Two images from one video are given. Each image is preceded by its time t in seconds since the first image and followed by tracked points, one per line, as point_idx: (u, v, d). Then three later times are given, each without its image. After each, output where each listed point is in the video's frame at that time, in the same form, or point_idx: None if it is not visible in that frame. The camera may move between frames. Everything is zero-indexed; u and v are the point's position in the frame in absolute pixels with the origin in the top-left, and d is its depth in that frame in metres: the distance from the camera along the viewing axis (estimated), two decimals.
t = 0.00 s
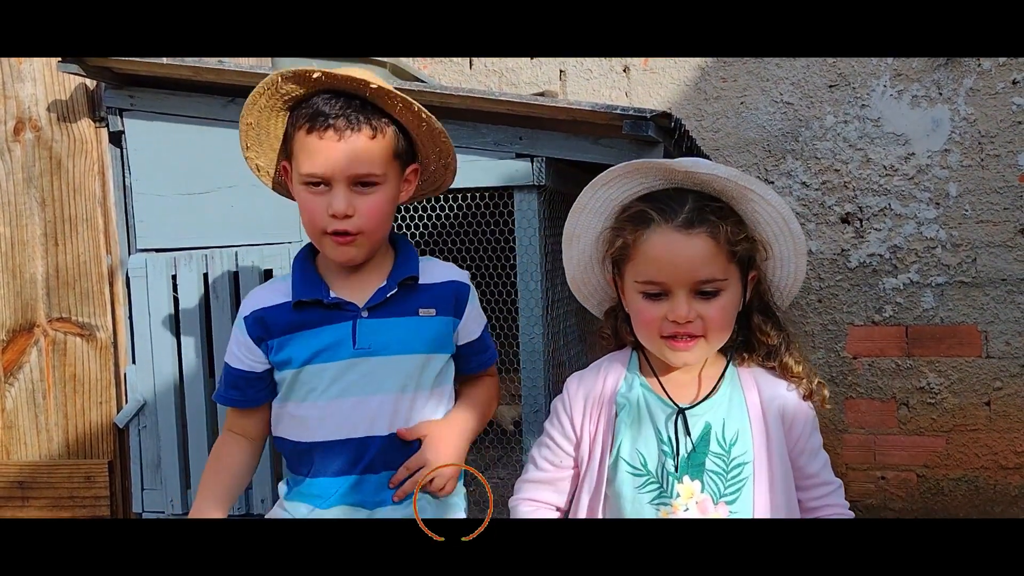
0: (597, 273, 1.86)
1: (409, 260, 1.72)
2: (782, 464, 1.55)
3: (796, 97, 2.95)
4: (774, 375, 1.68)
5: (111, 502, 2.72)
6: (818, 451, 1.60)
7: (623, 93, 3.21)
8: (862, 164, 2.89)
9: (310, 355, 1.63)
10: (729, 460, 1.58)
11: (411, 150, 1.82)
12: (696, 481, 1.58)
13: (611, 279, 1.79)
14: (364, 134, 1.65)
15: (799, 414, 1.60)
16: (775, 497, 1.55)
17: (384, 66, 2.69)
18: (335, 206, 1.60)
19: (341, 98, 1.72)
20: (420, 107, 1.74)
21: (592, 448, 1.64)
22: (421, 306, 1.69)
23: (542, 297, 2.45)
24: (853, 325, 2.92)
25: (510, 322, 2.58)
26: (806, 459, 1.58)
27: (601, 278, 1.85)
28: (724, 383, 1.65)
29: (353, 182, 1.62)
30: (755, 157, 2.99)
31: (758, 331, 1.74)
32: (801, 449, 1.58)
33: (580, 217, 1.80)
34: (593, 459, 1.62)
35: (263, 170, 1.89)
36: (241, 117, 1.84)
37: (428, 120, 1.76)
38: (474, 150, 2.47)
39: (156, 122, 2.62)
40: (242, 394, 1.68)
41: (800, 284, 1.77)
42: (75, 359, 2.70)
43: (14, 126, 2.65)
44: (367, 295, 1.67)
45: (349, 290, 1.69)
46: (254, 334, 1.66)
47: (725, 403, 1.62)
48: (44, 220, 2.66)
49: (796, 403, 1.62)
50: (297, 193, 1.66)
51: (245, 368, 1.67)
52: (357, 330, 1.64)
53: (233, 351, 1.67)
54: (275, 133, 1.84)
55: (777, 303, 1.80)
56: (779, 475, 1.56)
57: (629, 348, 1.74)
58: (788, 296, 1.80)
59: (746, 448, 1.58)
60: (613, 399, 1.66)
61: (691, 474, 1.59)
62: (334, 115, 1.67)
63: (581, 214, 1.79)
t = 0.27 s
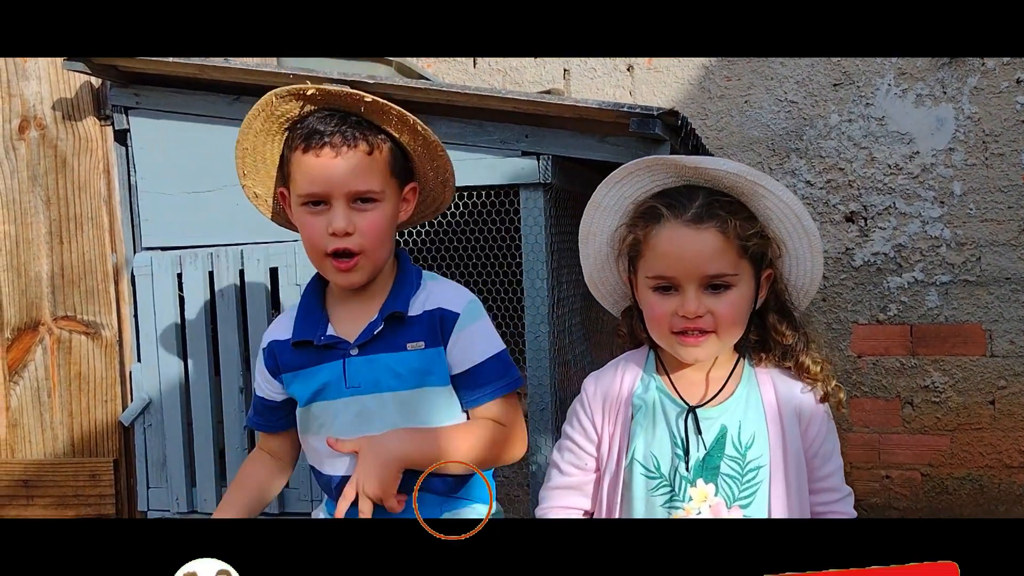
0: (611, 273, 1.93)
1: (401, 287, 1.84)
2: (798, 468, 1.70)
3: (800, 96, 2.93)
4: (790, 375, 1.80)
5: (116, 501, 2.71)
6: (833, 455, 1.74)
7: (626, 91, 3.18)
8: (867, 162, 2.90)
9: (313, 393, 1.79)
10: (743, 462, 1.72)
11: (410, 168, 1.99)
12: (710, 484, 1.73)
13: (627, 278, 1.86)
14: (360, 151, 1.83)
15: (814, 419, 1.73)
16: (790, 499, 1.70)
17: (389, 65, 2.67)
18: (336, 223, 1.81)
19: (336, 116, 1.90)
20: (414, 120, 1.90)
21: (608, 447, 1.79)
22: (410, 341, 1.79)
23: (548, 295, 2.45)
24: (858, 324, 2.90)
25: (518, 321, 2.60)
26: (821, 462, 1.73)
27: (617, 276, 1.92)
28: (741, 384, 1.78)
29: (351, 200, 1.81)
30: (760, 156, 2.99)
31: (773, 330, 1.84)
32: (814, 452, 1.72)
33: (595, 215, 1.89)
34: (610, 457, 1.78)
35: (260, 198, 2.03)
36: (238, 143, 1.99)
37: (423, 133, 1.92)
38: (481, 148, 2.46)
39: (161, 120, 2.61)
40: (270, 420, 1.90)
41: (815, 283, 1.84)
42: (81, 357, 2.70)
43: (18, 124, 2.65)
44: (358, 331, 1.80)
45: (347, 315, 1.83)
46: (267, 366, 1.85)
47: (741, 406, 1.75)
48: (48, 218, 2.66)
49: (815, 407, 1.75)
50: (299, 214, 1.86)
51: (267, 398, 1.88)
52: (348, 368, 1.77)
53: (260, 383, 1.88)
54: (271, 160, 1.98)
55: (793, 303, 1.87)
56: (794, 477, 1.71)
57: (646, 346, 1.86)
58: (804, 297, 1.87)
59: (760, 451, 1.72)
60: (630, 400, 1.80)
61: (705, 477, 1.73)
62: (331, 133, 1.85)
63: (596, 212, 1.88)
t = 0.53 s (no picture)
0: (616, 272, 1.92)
1: (378, 287, 1.86)
2: (802, 469, 1.70)
3: (803, 94, 2.93)
4: (796, 375, 1.80)
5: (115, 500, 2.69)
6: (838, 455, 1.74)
7: (629, 89, 3.20)
8: (871, 161, 2.88)
9: (305, 390, 1.88)
10: (748, 469, 1.74)
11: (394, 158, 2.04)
12: (715, 490, 1.76)
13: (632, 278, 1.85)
14: (339, 146, 1.87)
15: (820, 419, 1.73)
16: (793, 500, 1.70)
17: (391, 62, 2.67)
18: (317, 222, 1.86)
19: (315, 111, 1.94)
20: (395, 113, 1.94)
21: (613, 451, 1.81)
22: (381, 338, 1.82)
23: (549, 294, 2.44)
24: (861, 324, 2.88)
25: (517, 317, 2.60)
26: (825, 463, 1.73)
27: (621, 276, 1.92)
28: (746, 387, 1.78)
29: (331, 199, 1.86)
30: (762, 155, 2.98)
31: (779, 330, 1.85)
32: (820, 454, 1.72)
33: (599, 217, 1.88)
34: (615, 461, 1.79)
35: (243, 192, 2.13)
36: (217, 139, 2.06)
37: (404, 125, 1.96)
38: (482, 145, 2.45)
39: (161, 117, 2.60)
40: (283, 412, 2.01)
41: (820, 282, 1.84)
42: (79, 355, 2.68)
43: (17, 120, 2.65)
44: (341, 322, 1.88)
45: (334, 310, 1.92)
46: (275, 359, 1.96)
47: (746, 410, 1.76)
48: (48, 216, 2.65)
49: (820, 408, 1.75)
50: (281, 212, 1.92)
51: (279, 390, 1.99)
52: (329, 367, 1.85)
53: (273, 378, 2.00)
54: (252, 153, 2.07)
55: (799, 301, 1.87)
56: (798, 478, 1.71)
57: (651, 347, 1.86)
58: (810, 294, 1.87)
59: (765, 457, 1.74)
60: (636, 404, 1.81)
61: (709, 484, 1.75)
62: (309, 129, 1.88)
63: (600, 214, 1.87)
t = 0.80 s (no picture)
0: (613, 277, 1.93)
1: (369, 289, 1.77)
2: (800, 470, 1.70)
3: (800, 97, 2.90)
4: (795, 377, 1.79)
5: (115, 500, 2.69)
6: (844, 455, 1.72)
7: (627, 92, 3.21)
8: (867, 164, 2.90)
9: (297, 390, 1.80)
10: (747, 468, 1.74)
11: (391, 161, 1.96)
12: (713, 489, 1.76)
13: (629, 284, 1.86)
14: (336, 154, 1.78)
15: (820, 420, 1.71)
16: (798, 500, 1.70)
17: (389, 65, 2.68)
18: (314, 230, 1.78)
19: (309, 115, 1.83)
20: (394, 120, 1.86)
21: (613, 454, 1.81)
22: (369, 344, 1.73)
23: (547, 296, 2.45)
24: (857, 326, 2.91)
25: (515, 321, 2.60)
26: (830, 462, 1.71)
27: (618, 280, 1.92)
28: (744, 388, 1.77)
29: (329, 205, 1.77)
30: (760, 158, 3.00)
31: (776, 333, 1.83)
32: (823, 454, 1.71)
33: (596, 223, 1.88)
34: (615, 464, 1.80)
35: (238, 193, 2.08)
36: (211, 143, 2.02)
37: (402, 131, 1.88)
38: (479, 149, 2.46)
39: (159, 120, 2.61)
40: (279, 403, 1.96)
41: (818, 285, 1.83)
42: (79, 356, 2.69)
43: (17, 123, 2.65)
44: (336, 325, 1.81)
45: (330, 316, 1.83)
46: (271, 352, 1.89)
47: (744, 411, 1.75)
48: (47, 218, 2.65)
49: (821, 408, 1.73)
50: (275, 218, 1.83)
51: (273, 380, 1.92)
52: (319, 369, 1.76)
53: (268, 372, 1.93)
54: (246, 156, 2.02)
55: (797, 304, 1.87)
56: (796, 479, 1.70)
57: (648, 351, 1.86)
58: (808, 296, 1.87)
59: (764, 457, 1.72)
60: (633, 408, 1.81)
61: (708, 483, 1.76)
62: (305, 136, 1.78)
63: (596, 220, 1.88)
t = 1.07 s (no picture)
0: (607, 277, 1.92)
1: (379, 276, 1.78)
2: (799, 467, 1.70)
3: (798, 98, 2.94)
4: (792, 373, 1.79)
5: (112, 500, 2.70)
6: (849, 453, 1.71)
7: (626, 92, 3.22)
8: (866, 164, 2.90)
9: (292, 375, 1.77)
10: (744, 467, 1.72)
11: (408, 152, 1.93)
12: (709, 488, 1.73)
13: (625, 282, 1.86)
14: (364, 133, 1.75)
15: (820, 417, 1.72)
16: (802, 497, 1.71)
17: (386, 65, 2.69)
18: (328, 207, 1.73)
19: (339, 93, 1.80)
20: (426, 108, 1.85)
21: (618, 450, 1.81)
22: (382, 332, 1.73)
23: (543, 297, 2.45)
24: (856, 326, 2.92)
25: (512, 321, 2.59)
26: (834, 461, 1.71)
27: (613, 280, 1.92)
28: (743, 386, 1.78)
29: (348, 184, 1.74)
30: (758, 158, 3.00)
31: (773, 324, 1.84)
32: (826, 452, 1.71)
33: (590, 221, 1.89)
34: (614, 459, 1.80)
35: (246, 165, 1.99)
36: (229, 108, 1.92)
37: (430, 120, 1.86)
38: (477, 148, 2.46)
39: (156, 120, 2.61)
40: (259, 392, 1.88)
41: (813, 273, 1.83)
42: (76, 356, 2.69)
43: (15, 123, 2.65)
44: (335, 317, 1.77)
45: (332, 300, 1.81)
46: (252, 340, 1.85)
47: (742, 409, 1.75)
48: (45, 218, 2.65)
49: (822, 405, 1.73)
50: (287, 190, 1.78)
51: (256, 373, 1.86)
52: (322, 354, 1.74)
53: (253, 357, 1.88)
54: (262, 130, 1.93)
55: (793, 296, 1.87)
56: (795, 475, 1.70)
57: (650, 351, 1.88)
58: (805, 291, 1.87)
59: (761, 456, 1.71)
60: (637, 404, 1.82)
61: (704, 481, 1.73)
62: (333, 111, 1.75)
63: (590, 219, 1.88)
